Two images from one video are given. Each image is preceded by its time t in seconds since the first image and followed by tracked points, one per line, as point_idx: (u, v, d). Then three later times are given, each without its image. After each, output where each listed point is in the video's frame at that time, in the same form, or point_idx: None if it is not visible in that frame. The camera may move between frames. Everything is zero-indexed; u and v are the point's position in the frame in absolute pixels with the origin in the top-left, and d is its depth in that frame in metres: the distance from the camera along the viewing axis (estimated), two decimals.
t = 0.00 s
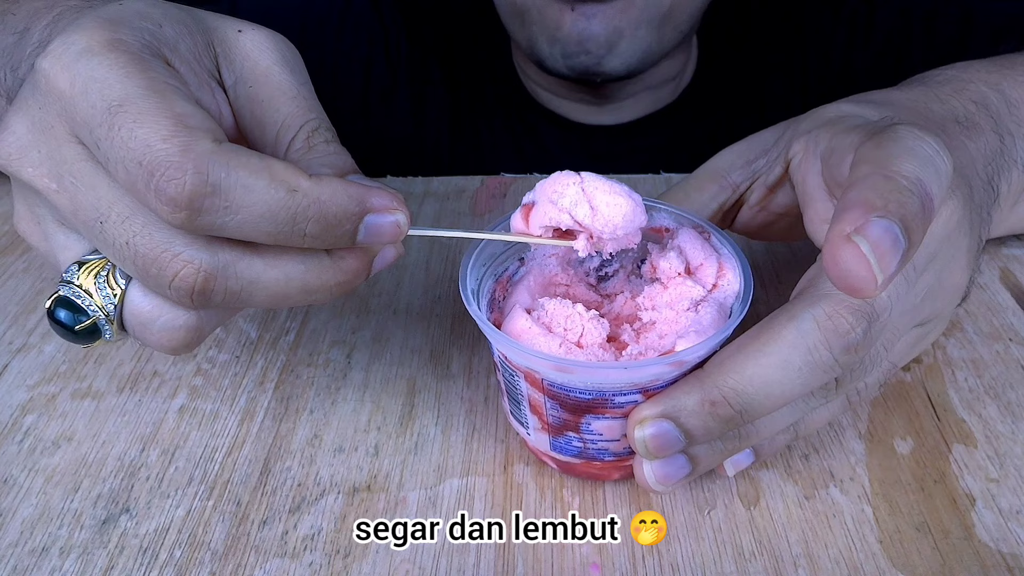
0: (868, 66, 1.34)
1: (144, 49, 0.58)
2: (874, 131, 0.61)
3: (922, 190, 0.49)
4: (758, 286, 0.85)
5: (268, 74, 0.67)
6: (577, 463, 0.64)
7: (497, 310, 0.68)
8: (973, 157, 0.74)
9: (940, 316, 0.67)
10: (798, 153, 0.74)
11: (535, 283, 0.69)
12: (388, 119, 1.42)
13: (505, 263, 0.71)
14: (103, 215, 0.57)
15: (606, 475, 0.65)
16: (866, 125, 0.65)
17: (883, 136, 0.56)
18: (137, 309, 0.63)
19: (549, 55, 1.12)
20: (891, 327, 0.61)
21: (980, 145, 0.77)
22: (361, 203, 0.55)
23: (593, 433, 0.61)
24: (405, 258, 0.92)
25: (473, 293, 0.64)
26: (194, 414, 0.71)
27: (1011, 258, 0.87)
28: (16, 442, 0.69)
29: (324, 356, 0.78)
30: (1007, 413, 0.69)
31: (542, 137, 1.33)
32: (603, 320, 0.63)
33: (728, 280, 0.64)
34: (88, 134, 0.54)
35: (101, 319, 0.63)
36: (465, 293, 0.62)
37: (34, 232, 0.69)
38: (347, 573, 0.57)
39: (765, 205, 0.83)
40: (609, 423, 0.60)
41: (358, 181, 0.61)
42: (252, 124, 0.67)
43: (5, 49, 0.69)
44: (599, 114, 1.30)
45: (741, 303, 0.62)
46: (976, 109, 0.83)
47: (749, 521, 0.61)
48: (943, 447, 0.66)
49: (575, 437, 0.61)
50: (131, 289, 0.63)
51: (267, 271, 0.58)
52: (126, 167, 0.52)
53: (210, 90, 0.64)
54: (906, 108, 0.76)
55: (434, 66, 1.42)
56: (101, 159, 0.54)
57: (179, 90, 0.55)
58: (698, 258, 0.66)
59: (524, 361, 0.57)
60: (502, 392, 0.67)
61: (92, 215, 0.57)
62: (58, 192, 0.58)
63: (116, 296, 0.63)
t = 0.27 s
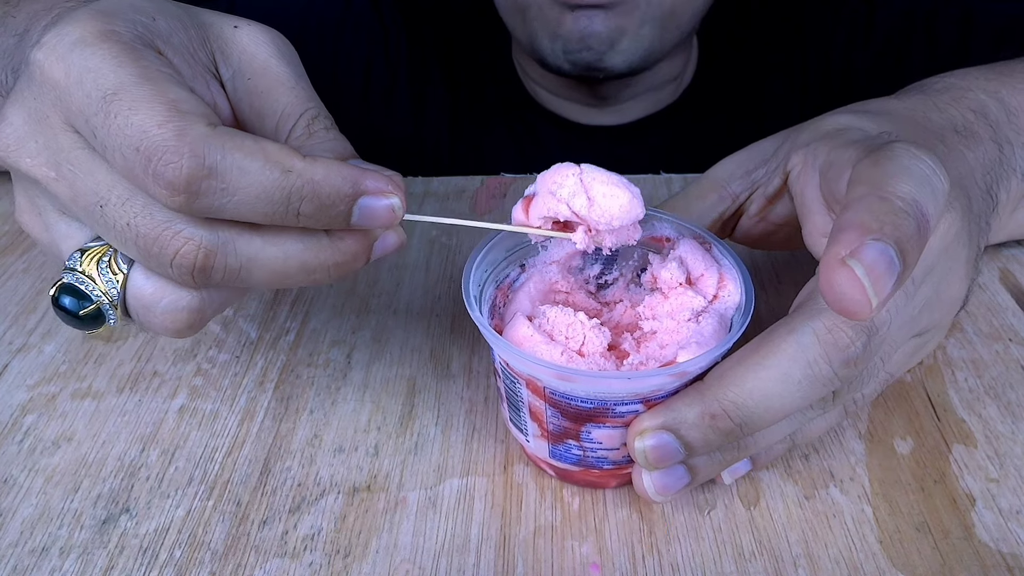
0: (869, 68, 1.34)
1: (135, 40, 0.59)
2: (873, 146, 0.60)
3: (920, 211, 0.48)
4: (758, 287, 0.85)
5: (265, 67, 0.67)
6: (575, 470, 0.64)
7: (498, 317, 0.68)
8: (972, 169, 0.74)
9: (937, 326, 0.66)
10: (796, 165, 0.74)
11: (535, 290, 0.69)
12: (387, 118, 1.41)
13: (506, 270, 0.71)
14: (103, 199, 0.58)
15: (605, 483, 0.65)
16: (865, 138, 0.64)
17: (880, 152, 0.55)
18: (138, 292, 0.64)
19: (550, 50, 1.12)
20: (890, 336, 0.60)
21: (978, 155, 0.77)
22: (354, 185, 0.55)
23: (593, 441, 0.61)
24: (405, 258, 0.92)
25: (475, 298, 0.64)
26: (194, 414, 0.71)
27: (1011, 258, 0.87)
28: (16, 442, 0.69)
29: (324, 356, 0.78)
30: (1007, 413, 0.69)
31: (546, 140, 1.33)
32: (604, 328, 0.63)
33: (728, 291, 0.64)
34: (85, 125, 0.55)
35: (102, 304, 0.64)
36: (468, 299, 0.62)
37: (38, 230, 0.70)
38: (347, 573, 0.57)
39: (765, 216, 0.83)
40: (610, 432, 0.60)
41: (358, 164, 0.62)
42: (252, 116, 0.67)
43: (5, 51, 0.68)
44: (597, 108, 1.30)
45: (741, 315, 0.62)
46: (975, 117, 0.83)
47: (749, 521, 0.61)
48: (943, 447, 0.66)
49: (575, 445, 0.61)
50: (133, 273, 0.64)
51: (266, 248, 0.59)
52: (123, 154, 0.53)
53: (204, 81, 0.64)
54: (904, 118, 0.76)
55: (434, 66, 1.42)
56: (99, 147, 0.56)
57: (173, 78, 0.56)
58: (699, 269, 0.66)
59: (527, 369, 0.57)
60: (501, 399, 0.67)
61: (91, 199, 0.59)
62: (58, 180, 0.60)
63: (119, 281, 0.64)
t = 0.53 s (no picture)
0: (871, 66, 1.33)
1: (123, 46, 0.59)
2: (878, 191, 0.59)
3: (922, 286, 0.46)
4: (758, 287, 0.85)
5: (255, 71, 0.68)
6: (575, 470, 0.64)
7: (497, 318, 0.68)
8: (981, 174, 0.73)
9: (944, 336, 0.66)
10: (801, 187, 0.73)
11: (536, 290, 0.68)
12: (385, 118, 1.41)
13: (506, 270, 0.71)
14: (93, 203, 0.59)
15: (605, 484, 0.65)
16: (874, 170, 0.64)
17: (882, 209, 0.54)
18: (132, 296, 0.65)
19: (546, 54, 1.12)
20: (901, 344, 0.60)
21: (985, 158, 0.76)
22: (341, 189, 0.55)
23: (593, 442, 0.61)
24: (405, 258, 0.92)
25: (475, 298, 0.64)
26: (194, 414, 0.72)
27: (1011, 258, 0.87)
28: (16, 442, 0.69)
29: (324, 356, 0.78)
30: (1007, 413, 0.69)
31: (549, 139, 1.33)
32: (604, 329, 0.63)
33: (729, 291, 0.64)
34: (74, 132, 0.55)
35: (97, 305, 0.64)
36: (468, 298, 0.62)
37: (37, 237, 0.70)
38: (347, 573, 0.57)
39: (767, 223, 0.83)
40: (609, 432, 0.60)
41: (344, 169, 0.62)
42: (241, 116, 0.67)
43: None
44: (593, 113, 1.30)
45: (741, 316, 0.61)
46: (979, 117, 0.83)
47: (749, 521, 0.61)
48: (943, 447, 0.66)
49: (575, 445, 0.61)
50: (126, 276, 0.65)
51: (256, 250, 0.59)
52: (110, 162, 0.54)
53: (194, 85, 0.64)
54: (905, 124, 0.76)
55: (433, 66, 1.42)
56: (87, 153, 0.56)
57: (160, 83, 0.56)
58: (698, 269, 0.66)
59: (527, 369, 0.57)
60: (501, 399, 0.67)
61: (81, 204, 0.59)
62: (48, 184, 0.60)
63: (112, 285, 0.64)
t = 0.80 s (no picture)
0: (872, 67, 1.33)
1: (122, 26, 0.59)
2: (862, 200, 0.58)
3: (892, 302, 0.46)
4: (758, 287, 0.85)
5: (250, 51, 0.67)
6: (575, 470, 0.64)
7: (497, 318, 0.68)
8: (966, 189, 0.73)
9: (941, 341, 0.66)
10: (801, 186, 0.72)
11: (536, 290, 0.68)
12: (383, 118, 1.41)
13: (506, 270, 0.71)
14: (95, 179, 0.59)
15: (604, 484, 0.65)
16: (867, 172, 0.63)
17: (865, 218, 0.53)
18: (133, 271, 0.66)
19: (548, 55, 1.13)
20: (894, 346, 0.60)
21: (983, 162, 0.77)
22: (339, 161, 0.55)
23: (593, 442, 0.61)
24: (405, 258, 0.92)
25: (475, 299, 0.64)
26: (194, 414, 0.72)
27: (1012, 258, 0.87)
28: (16, 442, 0.69)
29: (324, 356, 0.78)
30: (1007, 413, 0.69)
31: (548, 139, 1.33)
32: (603, 329, 0.63)
33: (728, 291, 0.64)
34: (77, 109, 0.56)
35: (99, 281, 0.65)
36: (467, 298, 0.62)
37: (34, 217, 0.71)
38: (347, 573, 0.57)
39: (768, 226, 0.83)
40: (609, 432, 0.60)
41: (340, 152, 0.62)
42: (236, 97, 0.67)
43: None
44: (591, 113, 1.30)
45: (741, 316, 0.61)
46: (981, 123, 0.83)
47: (748, 521, 0.61)
48: (943, 447, 0.66)
49: (575, 445, 0.61)
50: (126, 251, 0.65)
51: (254, 224, 0.60)
52: (113, 136, 0.54)
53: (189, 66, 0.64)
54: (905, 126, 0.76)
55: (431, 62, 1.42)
56: (89, 130, 0.56)
57: (158, 61, 0.56)
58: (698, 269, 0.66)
59: (527, 370, 0.57)
60: (501, 399, 0.67)
61: (83, 181, 0.59)
62: (49, 163, 0.60)
63: (113, 259, 0.65)
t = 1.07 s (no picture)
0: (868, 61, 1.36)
1: None
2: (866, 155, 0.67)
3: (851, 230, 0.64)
4: (759, 286, 0.85)
5: None
6: (575, 470, 0.64)
7: (498, 318, 0.68)
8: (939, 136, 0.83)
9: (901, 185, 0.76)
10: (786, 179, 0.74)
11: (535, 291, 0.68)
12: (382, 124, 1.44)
13: (506, 270, 0.71)
14: (128, 104, 0.64)
15: (604, 484, 0.65)
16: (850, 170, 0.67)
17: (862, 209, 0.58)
18: (166, 187, 0.70)
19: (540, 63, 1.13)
20: (846, 308, 0.71)
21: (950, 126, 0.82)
22: (348, 75, 0.61)
23: (593, 442, 0.61)
24: (405, 258, 0.92)
25: (476, 299, 0.64)
26: (194, 414, 0.72)
27: (1012, 256, 0.87)
28: (16, 442, 0.69)
29: (324, 356, 0.78)
30: (1007, 412, 0.69)
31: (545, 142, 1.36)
32: (603, 329, 0.63)
33: (728, 291, 0.64)
34: (112, 39, 0.62)
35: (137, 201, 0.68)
36: (468, 299, 0.62)
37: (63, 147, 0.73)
38: (347, 573, 0.57)
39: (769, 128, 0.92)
40: (609, 432, 0.60)
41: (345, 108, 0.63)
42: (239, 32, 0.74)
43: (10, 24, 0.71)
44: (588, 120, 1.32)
45: (741, 316, 0.61)
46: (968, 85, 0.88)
47: (749, 521, 0.61)
48: (943, 447, 0.66)
49: (575, 445, 0.61)
50: (157, 171, 0.70)
51: (274, 138, 0.65)
52: (149, 56, 0.60)
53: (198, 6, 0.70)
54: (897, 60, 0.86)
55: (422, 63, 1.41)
56: (124, 57, 0.62)
57: None
58: (698, 269, 0.66)
59: (527, 370, 0.57)
60: (501, 399, 0.67)
61: (117, 106, 0.65)
62: (83, 93, 0.66)
63: (147, 176, 0.70)
